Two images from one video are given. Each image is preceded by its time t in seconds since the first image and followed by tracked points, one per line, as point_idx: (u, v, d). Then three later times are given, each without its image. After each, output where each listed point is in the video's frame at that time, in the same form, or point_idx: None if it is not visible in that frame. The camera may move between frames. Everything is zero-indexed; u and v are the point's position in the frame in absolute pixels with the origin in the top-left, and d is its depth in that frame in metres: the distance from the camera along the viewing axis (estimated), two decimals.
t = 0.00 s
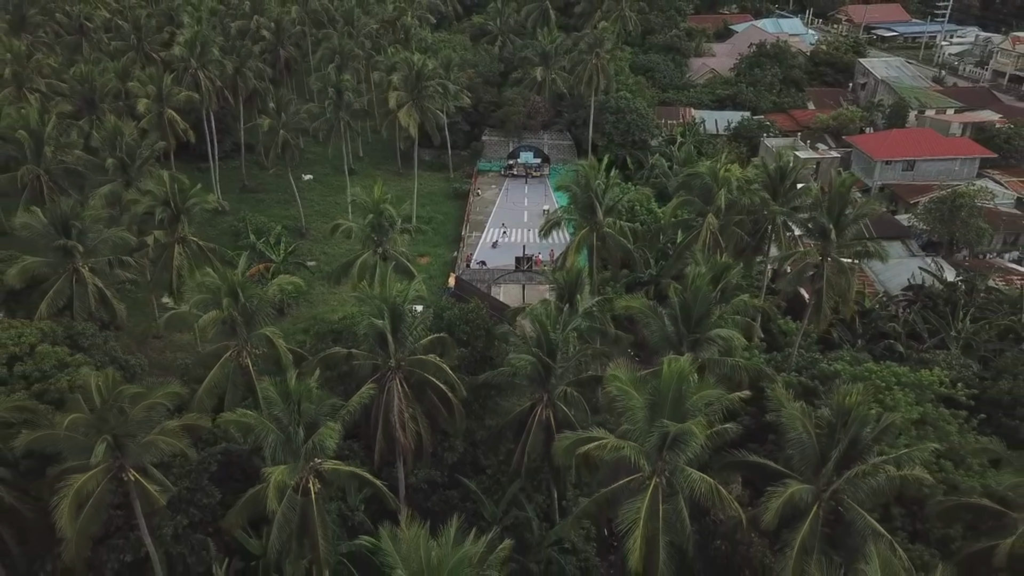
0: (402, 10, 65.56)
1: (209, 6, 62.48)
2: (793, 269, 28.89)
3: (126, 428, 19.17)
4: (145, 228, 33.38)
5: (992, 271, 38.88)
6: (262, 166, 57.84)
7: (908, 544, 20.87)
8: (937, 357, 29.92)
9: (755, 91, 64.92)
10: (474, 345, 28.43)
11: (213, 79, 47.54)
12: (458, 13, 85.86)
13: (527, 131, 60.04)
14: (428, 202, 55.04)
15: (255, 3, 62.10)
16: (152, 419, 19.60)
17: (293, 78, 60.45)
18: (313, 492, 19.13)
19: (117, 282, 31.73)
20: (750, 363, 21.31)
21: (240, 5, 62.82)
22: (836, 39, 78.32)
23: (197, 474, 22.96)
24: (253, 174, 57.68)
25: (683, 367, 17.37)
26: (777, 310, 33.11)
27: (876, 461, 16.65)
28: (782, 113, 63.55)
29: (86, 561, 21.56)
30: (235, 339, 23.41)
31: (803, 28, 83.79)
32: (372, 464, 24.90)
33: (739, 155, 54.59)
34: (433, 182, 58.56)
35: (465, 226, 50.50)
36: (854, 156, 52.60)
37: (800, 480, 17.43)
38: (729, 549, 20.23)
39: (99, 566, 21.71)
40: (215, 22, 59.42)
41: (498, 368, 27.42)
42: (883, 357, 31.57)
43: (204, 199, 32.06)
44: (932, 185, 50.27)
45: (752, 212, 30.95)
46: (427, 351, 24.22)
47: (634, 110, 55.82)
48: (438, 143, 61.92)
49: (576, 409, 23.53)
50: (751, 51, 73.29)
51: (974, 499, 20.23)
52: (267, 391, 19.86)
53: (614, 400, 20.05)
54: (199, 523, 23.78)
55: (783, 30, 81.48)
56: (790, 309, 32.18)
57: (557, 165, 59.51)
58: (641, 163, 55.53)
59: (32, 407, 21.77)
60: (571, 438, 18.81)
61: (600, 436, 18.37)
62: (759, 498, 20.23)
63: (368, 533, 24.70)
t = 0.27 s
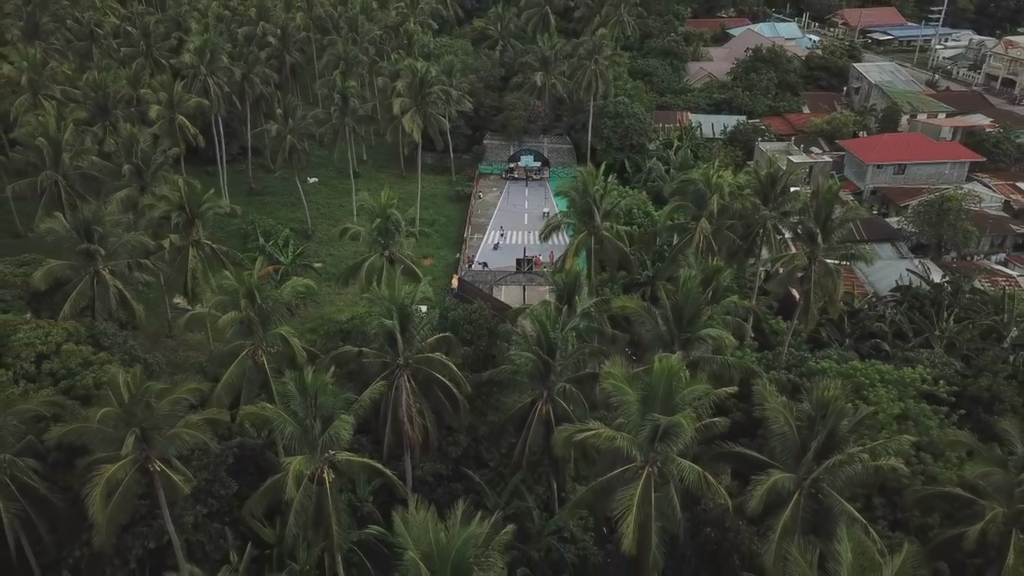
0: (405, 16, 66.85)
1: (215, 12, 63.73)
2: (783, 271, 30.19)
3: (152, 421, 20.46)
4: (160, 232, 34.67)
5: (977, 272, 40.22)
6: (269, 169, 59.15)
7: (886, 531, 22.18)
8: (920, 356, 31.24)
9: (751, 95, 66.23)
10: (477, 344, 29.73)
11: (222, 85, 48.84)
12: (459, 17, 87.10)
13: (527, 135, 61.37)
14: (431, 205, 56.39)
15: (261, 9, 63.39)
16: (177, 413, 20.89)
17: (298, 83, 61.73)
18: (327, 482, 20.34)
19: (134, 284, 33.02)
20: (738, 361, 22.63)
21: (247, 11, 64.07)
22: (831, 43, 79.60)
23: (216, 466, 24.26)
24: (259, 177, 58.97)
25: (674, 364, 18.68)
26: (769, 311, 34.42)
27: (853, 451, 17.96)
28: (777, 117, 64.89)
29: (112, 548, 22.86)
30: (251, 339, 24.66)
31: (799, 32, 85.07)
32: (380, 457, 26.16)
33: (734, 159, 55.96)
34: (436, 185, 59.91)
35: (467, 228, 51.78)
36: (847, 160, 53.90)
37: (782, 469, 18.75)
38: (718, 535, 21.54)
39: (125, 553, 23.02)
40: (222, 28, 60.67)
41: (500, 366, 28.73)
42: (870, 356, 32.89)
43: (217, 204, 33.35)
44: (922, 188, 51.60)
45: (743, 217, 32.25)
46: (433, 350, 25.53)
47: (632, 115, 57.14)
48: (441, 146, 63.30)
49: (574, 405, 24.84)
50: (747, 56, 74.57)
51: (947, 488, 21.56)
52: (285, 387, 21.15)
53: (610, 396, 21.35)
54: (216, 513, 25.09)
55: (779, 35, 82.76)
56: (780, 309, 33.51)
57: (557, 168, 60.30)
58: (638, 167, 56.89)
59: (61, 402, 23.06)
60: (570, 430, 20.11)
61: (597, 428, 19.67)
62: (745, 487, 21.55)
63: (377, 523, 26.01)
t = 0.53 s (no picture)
0: (408, 21, 68.09)
1: (222, 18, 64.99)
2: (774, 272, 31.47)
3: (176, 414, 21.79)
4: (175, 234, 35.99)
5: (964, 273, 41.47)
6: (275, 171, 60.43)
7: (868, 518, 23.46)
8: (906, 353, 32.55)
9: (747, 98, 67.50)
10: (480, 342, 31.02)
11: (230, 91, 50.11)
12: (461, 20, 88.29)
13: (528, 138, 62.66)
14: (433, 206, 57.68)
15: (266, 14, 64.64)
16: (198, 406, 22.22)
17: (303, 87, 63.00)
18: (341, 471, 21.70)
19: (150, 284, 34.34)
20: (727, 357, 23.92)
21: (252, 16, 65.33)
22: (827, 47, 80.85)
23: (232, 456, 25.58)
24: (266, 179, 60.25)
25: (666, 359, 19.98)
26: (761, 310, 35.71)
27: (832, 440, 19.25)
28: (773, 120, 66.17)
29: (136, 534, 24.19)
30: (266, 336, 25.95)
31: (796, 36, 86.31)
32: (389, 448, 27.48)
33: (731, 162, 57.26)
34: (439, 187, 61.21)
35: (469, 229, 53.07)
36: (841, 163, 55.17)
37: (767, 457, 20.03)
38: (709, 522, 22.83)
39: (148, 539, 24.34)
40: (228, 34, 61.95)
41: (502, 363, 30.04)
42: (858, 353, 34.19)
43: (230, 207, 34.67)
44: (913, 190, 52.85)
45: (736, 220, 33.52)
46: (438, 347, 26.83)
47: (631, 119, 58.40)
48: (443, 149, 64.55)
49: (573, 399, 26.14)
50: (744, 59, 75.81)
51: (924, 477, 22.85)
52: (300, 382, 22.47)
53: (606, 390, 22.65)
54: (233, 502, 26.41)
55: (776, 38, 83.98)
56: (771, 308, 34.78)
57: (557, 171, 61.67)
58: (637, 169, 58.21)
59: (87, 397, 24.39)
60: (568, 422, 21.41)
61: (594, 419, 20.98)
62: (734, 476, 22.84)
63: (385, 511, 27.31)
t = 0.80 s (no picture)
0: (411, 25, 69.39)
1: (228, 22, 66.28)
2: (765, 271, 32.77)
3: (197, 405, 23.11)
4: (188, 235, 37.33)
5: (952, 272, 42.75)
6: (281, 173, 61.73)
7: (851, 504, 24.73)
8: (892, 349, 33.86)
9: (743, 101, 68.81)
10: (483, 339, 32.32)
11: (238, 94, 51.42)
12: (462, 24, 89.51)
13: (528, 140, 63.96)
14: (436, 207, 58.98)
15: (272, 19, 65.94)
16: (218, 398, 23.54)
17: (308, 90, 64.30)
18: (352, 459, 22.96)
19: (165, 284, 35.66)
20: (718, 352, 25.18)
21: (259, 20, 66.63)
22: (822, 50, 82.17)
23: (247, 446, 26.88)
24: (272, 181, 61.55)
25: (658, 353, 21.28)
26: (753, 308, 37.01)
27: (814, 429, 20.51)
28: (769, 122, 67.48)
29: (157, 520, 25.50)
30: (279, 333, 27.25)
31: (792, 39, 87.63)
32: (396, 440, 28.76)
33: (726, 164, 58.56)
34: (441, 188, 62.55)
35: (471, 230, 54.40)
36: (835, 165, 56.41)
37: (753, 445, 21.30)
38: (700, 508, 24.10)
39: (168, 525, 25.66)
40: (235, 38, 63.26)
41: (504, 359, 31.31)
42: (846, 349, 35.48)
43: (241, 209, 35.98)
44: (905, 192, 54.09)
45: (729, 221, 34.81)
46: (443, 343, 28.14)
47: (629, 121, 59.74)
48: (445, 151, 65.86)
49: (572, 393, 27.44)
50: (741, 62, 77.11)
51: (904, 465, 24.13)
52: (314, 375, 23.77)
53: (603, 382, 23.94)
54: (248, 491, 27.71)
55: (773, 41, 85.30)
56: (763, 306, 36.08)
57: (556, 172, 63.52)
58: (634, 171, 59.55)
59: (111, 390, 25.73)
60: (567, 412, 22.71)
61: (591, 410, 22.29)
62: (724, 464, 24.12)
63: (392, 500, 28.62)
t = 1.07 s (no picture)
0: (413, 28, 70.50)
1: (234, 25, 67.42)
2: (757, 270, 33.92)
3: (214, 397, 24.27)
4: (199, 234, 38.52)
5: (941, 271, 43.88)
6: (285, 174, 62.88)
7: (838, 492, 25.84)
8: (880, 344, 34.98)
9: (740, 102, 69.94)
10: (485, 335, 33.48)
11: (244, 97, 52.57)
12: (463, 26, 90.57)
13: (529, 141, 65.08)
14: (438, 207, 60.14)
15: (276, 22, 67.07)
16: (233, 390, 24.70)
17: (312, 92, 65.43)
18: (361, 448, 24.11)
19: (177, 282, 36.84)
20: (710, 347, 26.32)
21: (263, 23, 67.77)
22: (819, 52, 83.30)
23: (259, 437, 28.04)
24: (276, 181, 62.70)
25: (652, 346, 22.43)
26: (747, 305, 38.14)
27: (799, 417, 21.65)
28: (765, 123, 68.60)
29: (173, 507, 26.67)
30: (290, 329, 28.41)
31: (789, 40, 88.74)
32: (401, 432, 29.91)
33: (723, 165, 59.70)
34: (443, 188, 63.69)
35: (472, 229, 55.55)
36: (829, 165, 57.50)
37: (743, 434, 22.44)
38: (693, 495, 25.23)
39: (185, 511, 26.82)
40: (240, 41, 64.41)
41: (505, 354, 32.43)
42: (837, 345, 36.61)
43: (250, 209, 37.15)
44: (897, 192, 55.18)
45: (723, 221, 35.96)
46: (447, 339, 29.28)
47: (627, 123, 60.87)
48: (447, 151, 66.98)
49: (570, 386, 28.59)
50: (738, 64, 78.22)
51: (888, 454, 25.24)
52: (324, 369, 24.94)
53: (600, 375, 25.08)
54: (259, 480, 28.86)
55: (770, 43, 86.40)
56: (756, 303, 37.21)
57: (556, 173, 64.55)
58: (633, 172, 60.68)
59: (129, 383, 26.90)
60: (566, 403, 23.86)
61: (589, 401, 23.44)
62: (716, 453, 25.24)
63: (398, 489, 29.77)
